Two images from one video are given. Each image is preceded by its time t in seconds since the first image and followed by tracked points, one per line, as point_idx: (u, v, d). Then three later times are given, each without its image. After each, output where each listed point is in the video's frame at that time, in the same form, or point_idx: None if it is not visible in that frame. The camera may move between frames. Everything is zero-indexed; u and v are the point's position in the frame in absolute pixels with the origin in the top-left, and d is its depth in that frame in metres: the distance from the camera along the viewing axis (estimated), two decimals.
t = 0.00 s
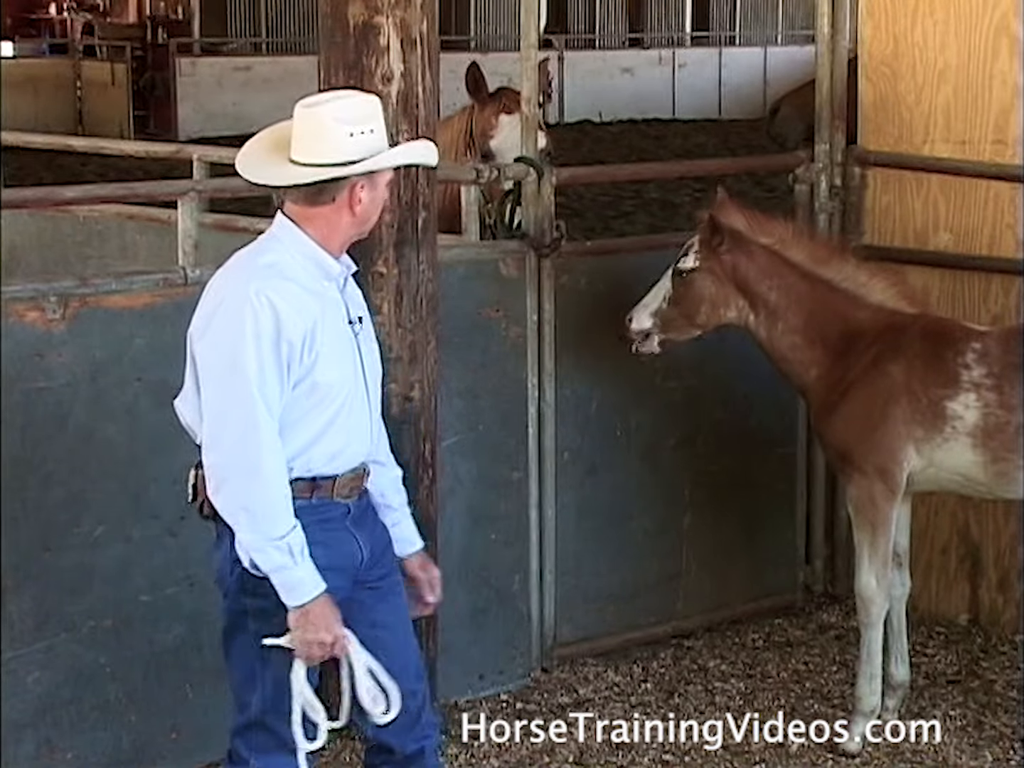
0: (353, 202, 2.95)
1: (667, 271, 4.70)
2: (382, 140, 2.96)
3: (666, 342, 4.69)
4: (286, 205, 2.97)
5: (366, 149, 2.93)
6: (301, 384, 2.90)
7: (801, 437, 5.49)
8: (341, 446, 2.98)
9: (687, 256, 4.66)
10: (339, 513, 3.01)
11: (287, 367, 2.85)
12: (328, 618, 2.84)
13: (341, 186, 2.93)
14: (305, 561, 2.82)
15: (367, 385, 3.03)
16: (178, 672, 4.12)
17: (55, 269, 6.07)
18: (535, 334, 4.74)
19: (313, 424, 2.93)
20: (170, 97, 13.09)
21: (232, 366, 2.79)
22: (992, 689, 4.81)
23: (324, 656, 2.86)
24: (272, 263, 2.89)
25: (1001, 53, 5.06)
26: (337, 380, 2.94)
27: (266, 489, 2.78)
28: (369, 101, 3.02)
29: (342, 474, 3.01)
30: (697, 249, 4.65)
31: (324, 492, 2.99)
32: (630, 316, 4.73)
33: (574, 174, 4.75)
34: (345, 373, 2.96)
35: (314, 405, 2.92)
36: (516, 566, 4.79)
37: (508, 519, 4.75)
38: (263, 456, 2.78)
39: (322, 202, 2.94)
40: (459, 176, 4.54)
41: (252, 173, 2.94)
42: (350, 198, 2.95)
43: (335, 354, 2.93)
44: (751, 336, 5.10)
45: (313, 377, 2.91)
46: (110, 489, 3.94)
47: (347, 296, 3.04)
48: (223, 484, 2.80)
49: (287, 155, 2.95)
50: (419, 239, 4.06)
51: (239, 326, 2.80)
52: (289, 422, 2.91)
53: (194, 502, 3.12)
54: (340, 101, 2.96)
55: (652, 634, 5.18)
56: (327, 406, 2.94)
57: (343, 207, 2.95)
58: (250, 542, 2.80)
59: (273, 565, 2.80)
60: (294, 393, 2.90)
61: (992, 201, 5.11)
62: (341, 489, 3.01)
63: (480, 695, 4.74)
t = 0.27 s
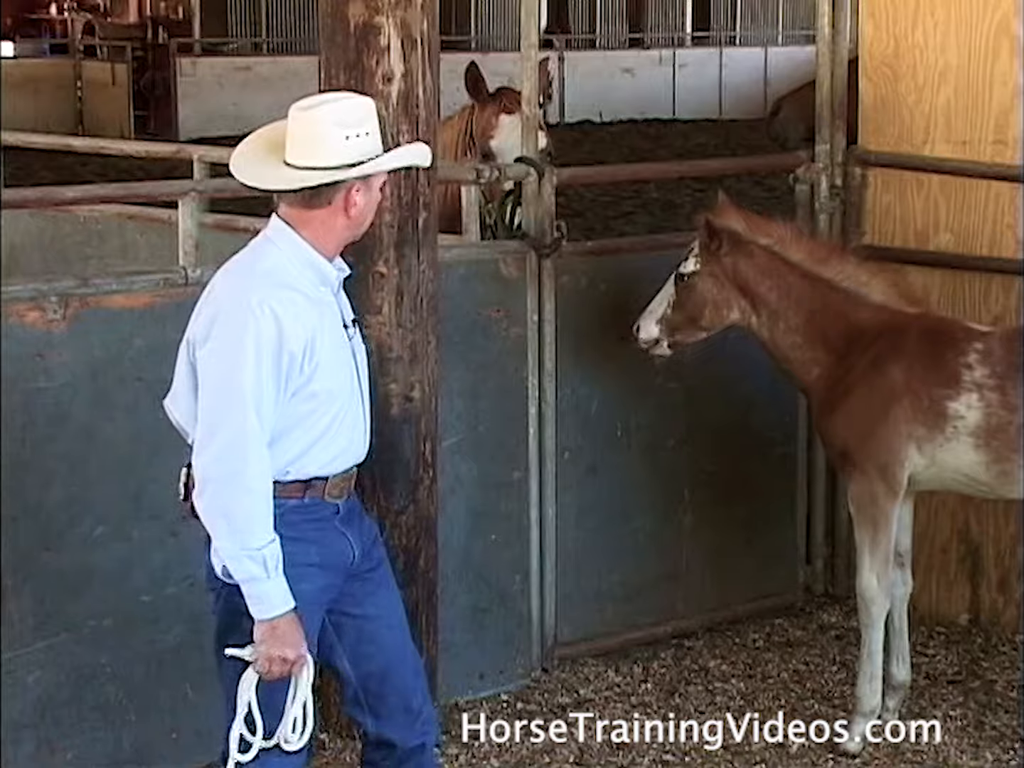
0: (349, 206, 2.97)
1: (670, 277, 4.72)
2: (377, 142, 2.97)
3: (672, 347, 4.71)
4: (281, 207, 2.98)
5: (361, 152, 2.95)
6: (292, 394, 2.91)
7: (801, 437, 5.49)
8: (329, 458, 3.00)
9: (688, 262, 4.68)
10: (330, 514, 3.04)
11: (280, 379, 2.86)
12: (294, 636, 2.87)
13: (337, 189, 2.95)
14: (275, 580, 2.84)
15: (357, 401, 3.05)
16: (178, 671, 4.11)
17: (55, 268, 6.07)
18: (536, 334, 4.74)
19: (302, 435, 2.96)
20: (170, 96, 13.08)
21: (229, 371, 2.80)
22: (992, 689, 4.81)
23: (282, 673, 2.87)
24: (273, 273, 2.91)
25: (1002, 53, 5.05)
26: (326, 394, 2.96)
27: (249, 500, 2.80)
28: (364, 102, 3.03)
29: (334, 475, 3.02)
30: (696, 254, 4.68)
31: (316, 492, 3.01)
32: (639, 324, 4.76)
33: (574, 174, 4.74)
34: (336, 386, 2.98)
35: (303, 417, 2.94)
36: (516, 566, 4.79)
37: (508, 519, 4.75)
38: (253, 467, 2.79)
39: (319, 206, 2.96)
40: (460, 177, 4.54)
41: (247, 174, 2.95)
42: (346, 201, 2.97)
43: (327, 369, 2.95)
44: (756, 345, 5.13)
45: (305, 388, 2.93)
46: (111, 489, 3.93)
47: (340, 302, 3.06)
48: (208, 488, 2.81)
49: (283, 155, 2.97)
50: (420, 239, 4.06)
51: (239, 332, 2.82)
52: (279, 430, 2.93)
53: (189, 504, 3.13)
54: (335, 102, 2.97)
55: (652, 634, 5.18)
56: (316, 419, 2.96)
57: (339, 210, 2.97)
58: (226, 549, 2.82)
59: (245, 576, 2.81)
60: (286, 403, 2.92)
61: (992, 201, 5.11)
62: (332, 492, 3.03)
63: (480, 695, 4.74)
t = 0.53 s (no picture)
0: (339, 207, 3.03)
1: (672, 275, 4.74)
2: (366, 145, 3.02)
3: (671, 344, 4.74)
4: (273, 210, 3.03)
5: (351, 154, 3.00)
6: (285, 393, 2.95)
7: (802, 437, 5.49)
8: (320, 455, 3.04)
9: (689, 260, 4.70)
10: (325, 510, 3.09)
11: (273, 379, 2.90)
12: (295, 633, 2.91)
13: (326, 191, 3.00)
14: (275, 576, 2.87)
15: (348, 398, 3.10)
16: (178, 671, 4.11)
17: (55, 268, 6.07)
18: (536, 334, 4.74)
19: (296, 435, 3.00)
20: (171, 96, 13.06)
21: (224, 373, 2.84)
22: (993, 689, 4.81)
23: (286, 669, 2.91)
24: (263, 274, 2.94)
25: (1002, 53, 5.05)
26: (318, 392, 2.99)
27: (244, 500, 2.83)
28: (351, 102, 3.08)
29: (330, 474, 3.07)
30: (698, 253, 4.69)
31: (312, 491, 3.06)
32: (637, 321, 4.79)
33: (575, 174, 4.74)
34: (327, 384, 3.01)
35: (296, 416, 2.99)
36: (517, 565, 4.79)
37: (508, 519, 4.75)
38: (249, 467, 2.83)
39: (308, 208, 3.01)
40: (460, 176, 4.54)
41: (237, 174, 3.01)
42: (335, 203, 3.02)
43: (319, 370, 2.99)
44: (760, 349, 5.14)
45: (298, 388, 2.97)
46: (111, 489, 3.93)
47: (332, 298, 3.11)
48: (204, 488, 2.84)
49: (273, 156, 3.01)
50: (420, 239, 4.06)
51: (234, 336, 2.85)
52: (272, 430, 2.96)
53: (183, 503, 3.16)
54: (325, 104, 3.01)
55: (652, 634, 5.18)
56: (308, 419, 3.00)
57: (328, 212, 3.02)
58: (222, 549, 2.85)
59: (242, 574, 2.85)
60: (278, 403, 2.95)
61: (993, 201, 5.11)
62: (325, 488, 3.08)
63: (481, 695, 4.74)
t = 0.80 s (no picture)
0: (296, 200, 3.01)
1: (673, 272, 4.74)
2: (323, 133, 2.98)
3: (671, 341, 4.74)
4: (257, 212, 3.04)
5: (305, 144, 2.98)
6: (276, 386, 2.97)
7: (802, 437, 5.49)
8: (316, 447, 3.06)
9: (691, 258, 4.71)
10: (329, 504, 3.11)
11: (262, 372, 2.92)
12: (293, 623, 2.91)
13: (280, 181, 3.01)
14: (271, 565, 2.89)
15: (343, 391, 3.11)
16: (179, 671, 4.12)
17: (56, 269, 6.07)
18: (537, 334, 4.75)
19: (291, 428, 3.01)
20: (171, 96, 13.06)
21: (213, 368, 2.86)
22: (994, 689, 4.81)
23: (286, 660, 2.92)
24: (251, 269, 2.96)
25: (1002, 53, 5.05)
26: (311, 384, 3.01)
27: (235, 492, 2.85)
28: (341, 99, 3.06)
29: (332, 467, 3.11)
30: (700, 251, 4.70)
31: (316, 484, 3.08)
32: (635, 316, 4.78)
33: (575, 174, 4.74)
34: (320, 376, 3.03)
35: (290, 409, 3.00)
36: (518, 565, 4.79)
37: (509, 519, 4.75)
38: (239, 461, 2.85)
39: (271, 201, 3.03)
40: (461, 176, 4.54)
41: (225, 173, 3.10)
42: (292, 194, 3.01)
43: (311, 362, 3.01)
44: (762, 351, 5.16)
45: (289, 381, 2.99)
46: (111, 489, 3.93)
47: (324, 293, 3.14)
48: (197, 483, 2.87)
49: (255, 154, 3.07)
50: (421, 239, 4.06)
51: (220, 332, 2.87)
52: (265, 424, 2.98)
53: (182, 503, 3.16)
54: (291, 98, 3.04)
55: (652, 634, 5.18)
56: (302, 411, 3.02)
57: (288, 205, 3.02)
58: (217, 542, 2.87)
59: (237, 566, 2.87)
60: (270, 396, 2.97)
61: (993, 201, 5.11)
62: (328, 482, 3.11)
63: (482, 695, 4.74)
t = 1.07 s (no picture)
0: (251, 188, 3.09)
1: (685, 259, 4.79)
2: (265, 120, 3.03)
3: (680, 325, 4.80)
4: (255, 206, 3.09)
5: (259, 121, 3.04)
6: (263, 373, 3.01)
7: (801, 435, 5.49)
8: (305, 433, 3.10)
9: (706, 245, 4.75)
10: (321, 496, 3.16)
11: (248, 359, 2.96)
12: (282, 604, 2.93)
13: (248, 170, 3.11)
14: (257, 547, 2.93)
15: (332, 377, 3.15)
16: (179, 672, 4.12)
17: (56, 269, 6.07)
18: (536, 334, 4.75)
19: (278, 414, 3.06)
20: (171, 96, 13.04)
21: (196, 354, 2.90)
22: (993, 689, 4.81)
23: (279, 642, 2.94)
24: (237, 258, 3.01)
25: (1002, 53, 5.05)
26: (299, 370, 3.05)
27: (219, 475, 2.89)
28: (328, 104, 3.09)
29: (323, 459, 3.16)
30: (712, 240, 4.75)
31: (308, 474, 3.14)
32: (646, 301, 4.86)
33: (575, 174, 4.74)
34: (309, 363, 3.07)
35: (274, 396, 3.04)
36: (518, 565, 4.79)
37: (508, 519, 4.75)
38: (223, 444, 2.90)
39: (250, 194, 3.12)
40: (460, 176, 4.54)
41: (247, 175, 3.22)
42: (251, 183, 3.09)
43: (295, 348, 3.04)
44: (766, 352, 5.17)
45: (273, 368, 3.02)
46: (111, 489, 3.93)
47: (316, 286, 3.17)
48: (181, 468, 2.92)
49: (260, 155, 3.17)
50: (421, 239, 4.06)
51: (204, 319, 2.92)
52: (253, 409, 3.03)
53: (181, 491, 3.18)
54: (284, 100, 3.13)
55: (652, 635, 5.18)
56: (287, 397, 3.06)
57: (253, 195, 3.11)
58: (202, 524, 2.92)
59: (222, 548, 2.91)
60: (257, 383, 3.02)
61: (993, 201, 5.10)
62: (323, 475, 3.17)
63: (481, 695, 4.74)
